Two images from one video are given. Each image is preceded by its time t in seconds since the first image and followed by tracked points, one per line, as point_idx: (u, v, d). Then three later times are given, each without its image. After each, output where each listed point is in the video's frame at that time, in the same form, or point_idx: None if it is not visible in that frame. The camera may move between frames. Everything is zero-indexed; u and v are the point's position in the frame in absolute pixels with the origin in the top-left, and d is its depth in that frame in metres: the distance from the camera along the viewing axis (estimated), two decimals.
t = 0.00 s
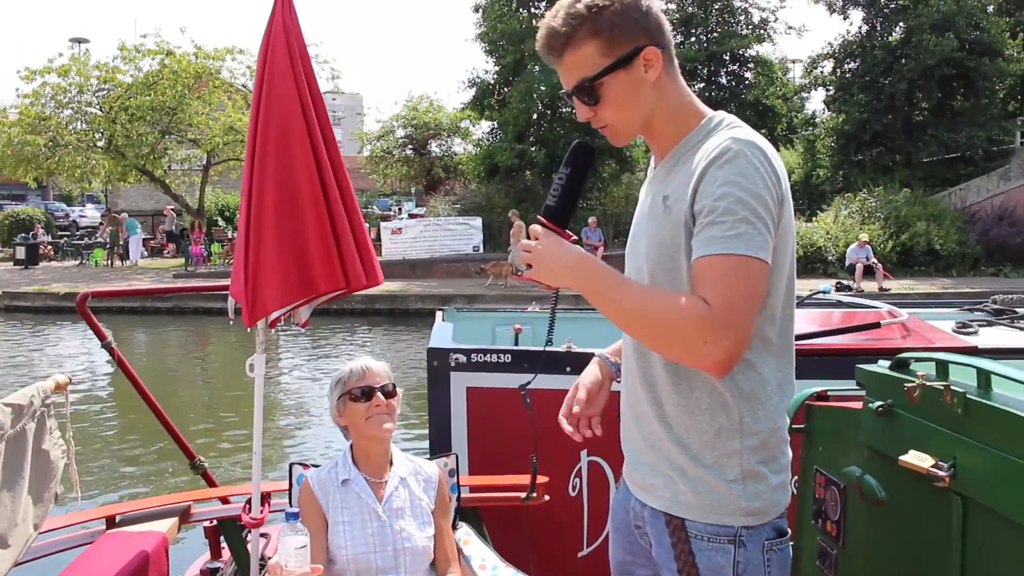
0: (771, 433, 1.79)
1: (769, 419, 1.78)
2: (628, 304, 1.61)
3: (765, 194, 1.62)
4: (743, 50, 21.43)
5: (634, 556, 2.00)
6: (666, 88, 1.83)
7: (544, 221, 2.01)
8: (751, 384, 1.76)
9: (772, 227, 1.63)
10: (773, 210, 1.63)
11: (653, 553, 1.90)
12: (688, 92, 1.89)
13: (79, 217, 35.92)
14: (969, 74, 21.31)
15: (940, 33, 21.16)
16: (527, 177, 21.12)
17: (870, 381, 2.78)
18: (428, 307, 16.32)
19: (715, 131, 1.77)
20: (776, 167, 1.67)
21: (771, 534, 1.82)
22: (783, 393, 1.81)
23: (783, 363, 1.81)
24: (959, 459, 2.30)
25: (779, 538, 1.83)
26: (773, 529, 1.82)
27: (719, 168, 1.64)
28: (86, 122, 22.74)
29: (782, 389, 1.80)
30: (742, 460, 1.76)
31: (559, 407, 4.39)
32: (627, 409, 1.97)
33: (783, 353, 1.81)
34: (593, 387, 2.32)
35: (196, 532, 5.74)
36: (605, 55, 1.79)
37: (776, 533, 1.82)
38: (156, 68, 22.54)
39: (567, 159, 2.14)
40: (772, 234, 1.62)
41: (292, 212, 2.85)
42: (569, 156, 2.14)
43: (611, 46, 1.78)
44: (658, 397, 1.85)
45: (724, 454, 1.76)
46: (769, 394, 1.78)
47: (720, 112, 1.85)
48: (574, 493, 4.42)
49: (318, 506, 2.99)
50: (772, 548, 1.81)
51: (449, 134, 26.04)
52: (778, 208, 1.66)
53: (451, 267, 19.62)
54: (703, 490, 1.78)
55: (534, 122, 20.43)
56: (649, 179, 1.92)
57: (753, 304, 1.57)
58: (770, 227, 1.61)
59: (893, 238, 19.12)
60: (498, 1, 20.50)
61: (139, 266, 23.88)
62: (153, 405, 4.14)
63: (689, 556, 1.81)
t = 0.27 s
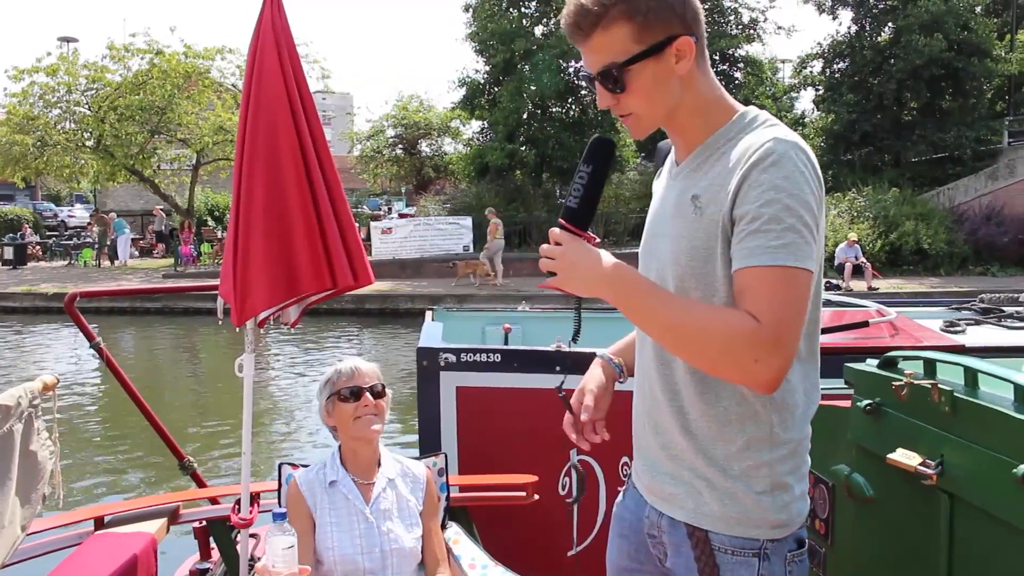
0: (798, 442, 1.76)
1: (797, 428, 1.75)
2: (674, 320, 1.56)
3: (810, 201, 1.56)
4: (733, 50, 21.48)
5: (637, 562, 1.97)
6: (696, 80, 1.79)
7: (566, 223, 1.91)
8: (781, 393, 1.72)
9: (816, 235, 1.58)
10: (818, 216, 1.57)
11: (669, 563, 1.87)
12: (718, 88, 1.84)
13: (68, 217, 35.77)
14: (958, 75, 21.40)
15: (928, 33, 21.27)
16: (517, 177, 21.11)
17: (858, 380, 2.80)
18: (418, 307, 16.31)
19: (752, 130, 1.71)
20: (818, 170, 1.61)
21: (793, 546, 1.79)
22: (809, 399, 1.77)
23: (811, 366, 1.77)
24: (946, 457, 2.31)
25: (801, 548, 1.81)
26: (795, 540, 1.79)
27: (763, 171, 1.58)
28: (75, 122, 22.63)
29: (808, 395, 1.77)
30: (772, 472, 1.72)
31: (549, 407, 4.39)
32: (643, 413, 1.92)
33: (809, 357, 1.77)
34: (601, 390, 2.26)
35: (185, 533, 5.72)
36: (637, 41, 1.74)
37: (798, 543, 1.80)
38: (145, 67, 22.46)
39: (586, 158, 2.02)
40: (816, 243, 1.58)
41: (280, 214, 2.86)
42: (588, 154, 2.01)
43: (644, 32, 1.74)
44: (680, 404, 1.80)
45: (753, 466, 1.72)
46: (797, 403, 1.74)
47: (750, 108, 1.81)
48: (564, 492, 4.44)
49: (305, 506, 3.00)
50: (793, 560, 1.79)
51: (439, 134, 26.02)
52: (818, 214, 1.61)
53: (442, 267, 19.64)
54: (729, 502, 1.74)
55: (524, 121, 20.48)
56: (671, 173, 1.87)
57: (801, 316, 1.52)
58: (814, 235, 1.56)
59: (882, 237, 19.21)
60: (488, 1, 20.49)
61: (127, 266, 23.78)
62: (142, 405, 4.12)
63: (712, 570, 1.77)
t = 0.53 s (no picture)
0: (792, 446, 1.77)
1: (789, 433, 1.76)
2: (676, 322, 1.57)
3: (816, 199, 1.57)
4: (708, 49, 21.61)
5: (621, 562, 1.97)
6: (697, 71, 1.79)
7: (562, 220, 1.91)
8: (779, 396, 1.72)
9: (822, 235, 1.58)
10: (822, 215, 1.58)
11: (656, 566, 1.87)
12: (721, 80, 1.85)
13: (41, 216, 35.35)
14: (931, 74, 21.60)
15: (901, 33, 21.48)
16: (494, 176, 21.11)
17: (833, 377, 2.83)
18: (395, 305, 16.26)
19: (757, 124, 1.71)
20: (822, 169, 1.62)
21: (783, 548, 1.81)
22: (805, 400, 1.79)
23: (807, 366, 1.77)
24: (919, 452, 2.34)
25: (790, 549, 1.83)
26: (785, 541, 1.82)
27: (769, 167, 1.58)
28: (47, 120, 22.38)
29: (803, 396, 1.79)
30: (765, 477, 1.74)
31: (525, 406, 4.40)
32: (637, 410, 1.91)
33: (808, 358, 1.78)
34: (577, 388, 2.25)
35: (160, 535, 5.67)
36: (639, 28, 1.74)
37: (788, 546, 1.82)
38: (119, 65, 22.25)
39: (581, 155, 2.00)
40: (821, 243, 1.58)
41: (253, 213, 2.85)
42: (583, 151, 2.00)
43: (646, 20, 1.74)
44: (675, 404, 1.79)
45: (746, 471, 1.73)
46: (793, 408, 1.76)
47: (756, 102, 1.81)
48: (541, 490, 4.45)
49: (280, 507, 2.99)
50: (783, 562, 1.81)
51: (416, 132, 25.95)
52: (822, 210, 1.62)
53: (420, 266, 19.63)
54: (720, 506, 1.75)
55: (501, 119, 20.52)
56: (670, 166, 1.86)
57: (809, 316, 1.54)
58: (820, 235, 1.57)
59: (856, 235, 19.40)
60: None
61: (101, 266, 23.53)
62: (116, 405, 4.07)
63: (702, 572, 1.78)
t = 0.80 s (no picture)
0: (762, 455, 1.75)
1: (761, 441, 1.74)
2: (643, 328, 1.55)
3: (783, 209, 1.55)
4: (694, 55, 21.68)
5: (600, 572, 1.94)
6: (667, 80, 1.76)
7: (536, 229, 1.89)
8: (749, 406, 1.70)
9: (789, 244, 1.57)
10: (790, 225, 1.56)
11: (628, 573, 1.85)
12: (692, 87, 1.83)
13: (22, 217, 35.06)
14: (914, 81, 21.78)
15: (885, 40, 21.60)
16: (479, 180, 21.08)
17: (817, 385, 2.81)
18: (380, 309, 16.19)
19: (728, 135, 1.70)
20: (792, 180, 1.60)
21: (758, 554, 1.79)
22: (779, 411, 1.76)
23: (780, 376, 1.75)
24: (903, 460, 2.33)
25: (764, 555, 1.81)
26: (760, 547, 1.79)
27: (738, 177, 1.56)
28: (28, 119, 22.16)
29: (775, 407, 1.76)
30: (732, 484, 1.71)
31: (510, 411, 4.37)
32: (611, 418, 1.90)
33: (781, 370, 1.75)
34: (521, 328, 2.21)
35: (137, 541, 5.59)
36: (605, 40, 1.71)
37: (763, 552, 1.80)
38: (101, 64, 22.08)
39: (554, 164, 1.97)
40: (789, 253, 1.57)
41: (237, 215, 2.85)
42: (557, 160, 1.96)
43: (611, 31, 1.71)
44: (648, 411, 1.78)
45: (714, 478, 1.71)
46: (764, 417, 1.74)
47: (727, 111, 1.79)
48: (524, 496, 4.43)
49: (260, 512, 2.96)
50: (758, 568, 1.78)
51: (401, 136, 25.90)
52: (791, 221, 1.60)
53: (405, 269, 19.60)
54: (688, 514, 1.73)
55: (486, 123, 20.51)
56: (646, 175, 1.85)
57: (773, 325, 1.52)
58: (787, 244, 1.55)
59: (841, 242, 19.48)
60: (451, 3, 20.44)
61: (82, 267, 23.30)
62: (95, 408, 4.00)
63: None
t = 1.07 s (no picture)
0: (746, 470, 1.76)
1: (745, 457, 1.75)
2: (624, 341, 1.57)
3: (759, 225, 1.57)
4: (697, 74, 21.79)
5: None
6: (650, 102, 1.77)
7: (526, 248, 1.92)
8: (730, 419, 1.72)
9: (767, 258, 1.57)
10: (766, 240, 1.57)
11: None
12: (682, 110, 1.84)
13: (26, 233, 35.17)
14: (916, 101, 21.86)
15: (888, 60, 21.68)
16: (483, 199, 21.14)
17: (821, 406, 2.81)
18: (383, 327, 16.22)
19: (710, 154, 1.72)
20: (769, 198, 1.62)
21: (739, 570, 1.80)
22: (762, 428, 1.78)
23: (762, 393, 1.77)
24: (908, 482, 2.33)
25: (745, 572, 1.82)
26: (741, 565, 1.80)
27: (715, 194, 1.59)
28: (35, 136, 22.29)
29: (757, 424, 1.78)
30: (712, 498, 1.72)
31: (514, 431, 4.37)
32: (602, 433, 1.93)
33: (763, 388, 1.77)
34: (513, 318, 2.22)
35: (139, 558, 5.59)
36: (588, 64, 1.75)
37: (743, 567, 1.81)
38: (108, 82, 22.21)
39: (545, 185, 2.02)
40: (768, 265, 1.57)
41: (241, 232, 2.89)
42: (547, 182, 2.01)
43: (595, 55, 1.74)
44: (635, 425, 1.81)
45: (691, 491, 1.73)
46: (746, 432, 1.75)
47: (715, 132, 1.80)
48: (529, 516, 4.41)
49: (264, 530, 2.96)
50: None
51: (405, 154, 26.02)
52: (770, 238, 1.62)
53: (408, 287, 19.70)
54: (669, 526, 1.75)
55: (489, 142, 20.56)
56: (637, 196, 1.87)
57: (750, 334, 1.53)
58: (765, 259, 1.56)
59: (843, 261, 19.51)
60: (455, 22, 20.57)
61: (87, 284, 23.36)
62: (100, 426, 4.01)
63: None
